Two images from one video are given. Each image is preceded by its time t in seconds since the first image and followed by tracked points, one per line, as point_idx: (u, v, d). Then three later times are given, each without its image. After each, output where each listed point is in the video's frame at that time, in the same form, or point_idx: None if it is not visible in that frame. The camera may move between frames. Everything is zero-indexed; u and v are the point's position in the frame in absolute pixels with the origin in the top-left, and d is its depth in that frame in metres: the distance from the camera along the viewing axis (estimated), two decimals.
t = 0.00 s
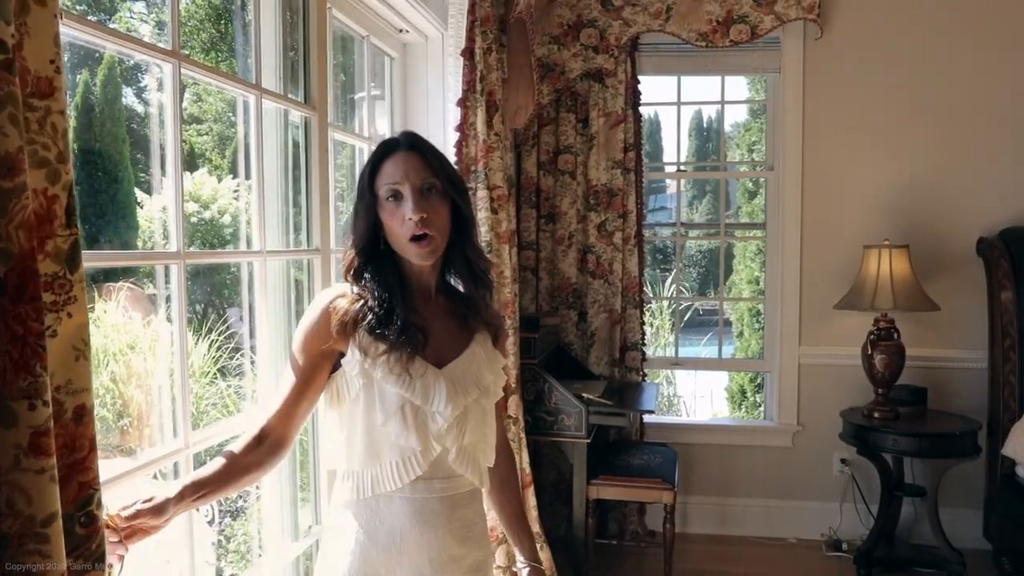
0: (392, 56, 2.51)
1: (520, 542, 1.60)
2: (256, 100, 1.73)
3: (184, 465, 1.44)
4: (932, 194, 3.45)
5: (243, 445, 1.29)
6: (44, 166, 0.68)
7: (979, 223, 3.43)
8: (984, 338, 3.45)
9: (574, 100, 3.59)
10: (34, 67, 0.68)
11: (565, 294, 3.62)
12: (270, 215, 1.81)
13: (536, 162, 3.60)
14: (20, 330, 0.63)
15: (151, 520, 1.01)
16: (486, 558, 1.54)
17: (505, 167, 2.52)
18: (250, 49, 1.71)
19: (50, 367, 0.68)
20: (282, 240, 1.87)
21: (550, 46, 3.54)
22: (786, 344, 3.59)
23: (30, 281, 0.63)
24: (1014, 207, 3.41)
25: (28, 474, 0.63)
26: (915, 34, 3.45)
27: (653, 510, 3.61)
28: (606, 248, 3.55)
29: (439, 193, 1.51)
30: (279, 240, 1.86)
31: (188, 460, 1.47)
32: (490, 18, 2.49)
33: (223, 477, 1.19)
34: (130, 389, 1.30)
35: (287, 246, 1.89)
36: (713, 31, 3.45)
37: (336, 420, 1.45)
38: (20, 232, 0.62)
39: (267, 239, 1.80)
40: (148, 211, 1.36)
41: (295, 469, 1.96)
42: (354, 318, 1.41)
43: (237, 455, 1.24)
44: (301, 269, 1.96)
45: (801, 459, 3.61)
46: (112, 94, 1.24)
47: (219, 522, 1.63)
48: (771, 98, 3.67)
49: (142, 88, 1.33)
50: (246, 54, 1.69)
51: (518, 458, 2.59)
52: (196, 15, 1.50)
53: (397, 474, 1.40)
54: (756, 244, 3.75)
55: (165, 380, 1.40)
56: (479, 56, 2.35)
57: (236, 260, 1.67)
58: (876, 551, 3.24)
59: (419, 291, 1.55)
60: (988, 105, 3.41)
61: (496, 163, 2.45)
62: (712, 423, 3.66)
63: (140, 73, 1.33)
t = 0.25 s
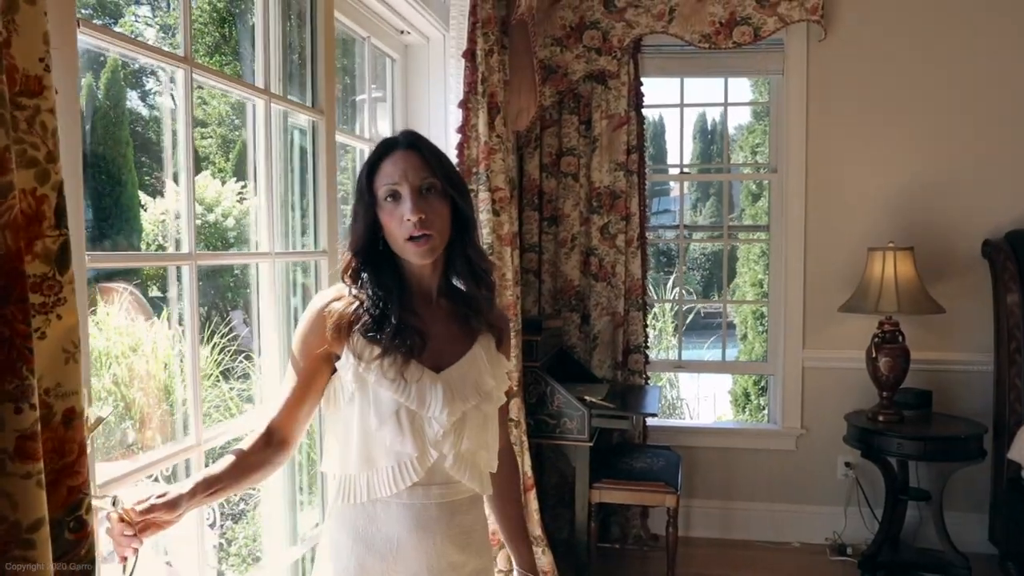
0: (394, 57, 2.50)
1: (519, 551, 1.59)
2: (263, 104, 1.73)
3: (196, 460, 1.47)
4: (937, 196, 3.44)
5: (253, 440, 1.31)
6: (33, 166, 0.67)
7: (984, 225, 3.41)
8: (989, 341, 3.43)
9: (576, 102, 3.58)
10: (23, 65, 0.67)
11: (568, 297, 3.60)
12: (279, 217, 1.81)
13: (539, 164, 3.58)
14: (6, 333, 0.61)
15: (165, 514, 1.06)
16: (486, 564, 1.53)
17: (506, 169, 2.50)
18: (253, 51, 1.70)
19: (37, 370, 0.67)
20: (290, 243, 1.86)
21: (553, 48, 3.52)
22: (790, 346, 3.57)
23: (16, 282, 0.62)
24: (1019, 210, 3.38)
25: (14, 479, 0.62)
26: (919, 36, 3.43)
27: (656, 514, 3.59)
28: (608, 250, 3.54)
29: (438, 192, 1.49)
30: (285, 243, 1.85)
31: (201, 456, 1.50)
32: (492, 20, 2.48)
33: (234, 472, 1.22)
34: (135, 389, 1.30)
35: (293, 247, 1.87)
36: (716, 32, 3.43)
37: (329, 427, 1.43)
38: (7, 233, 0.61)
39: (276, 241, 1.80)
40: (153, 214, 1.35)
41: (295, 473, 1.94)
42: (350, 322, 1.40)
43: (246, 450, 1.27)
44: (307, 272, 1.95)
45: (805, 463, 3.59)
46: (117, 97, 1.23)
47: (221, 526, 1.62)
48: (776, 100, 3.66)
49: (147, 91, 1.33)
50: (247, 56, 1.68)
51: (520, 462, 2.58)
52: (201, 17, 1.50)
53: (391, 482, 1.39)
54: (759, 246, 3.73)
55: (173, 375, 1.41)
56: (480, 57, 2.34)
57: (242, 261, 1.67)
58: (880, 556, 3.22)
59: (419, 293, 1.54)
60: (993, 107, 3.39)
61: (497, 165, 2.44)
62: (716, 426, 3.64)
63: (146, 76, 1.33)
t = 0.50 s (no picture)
0: (395, 55, 2.49)
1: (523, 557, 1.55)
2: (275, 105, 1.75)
3: (211, 450, 1.50)
4: (942, 195, 3.41)
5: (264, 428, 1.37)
6: (21, 155, 0.66)
7: (991, 225, 3.38)
8: (996, 341, 3.41)
9: (579, 100, 3.56)
10: (12, 52, 0.65)
11: (571, 296, 3.58)
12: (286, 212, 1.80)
13: (542, 163, 3.57)
14: None
15: (181, 502, 1.14)
16: (487, 565, 1.51)
17: (509, 167, 2.48)
18: (257, 48, 1.69)
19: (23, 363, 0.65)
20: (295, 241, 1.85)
21: (556, 46, 3.51)
22: (794, 347, 3.55)
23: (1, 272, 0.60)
24: None
25: None
26: (924, 34, 3.41)
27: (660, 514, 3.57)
28: (612, 250, 3.52)
29: (436, 183, 1.47)
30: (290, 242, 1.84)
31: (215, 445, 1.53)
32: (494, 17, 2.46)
33: (245, 461, 1.29)
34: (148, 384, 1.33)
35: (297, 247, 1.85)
36: (720, 30, 3.42)
37: (327, 427, 1.43)
38: None
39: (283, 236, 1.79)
40: (156, 215, 1.36)
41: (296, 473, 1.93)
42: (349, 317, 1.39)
43: (257, 438, 1.34)
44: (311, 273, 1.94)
45: (810, 463, 3.56)
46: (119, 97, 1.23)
47: (223, 525, 1.61)
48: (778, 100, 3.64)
49: (151, 92, 1.33)
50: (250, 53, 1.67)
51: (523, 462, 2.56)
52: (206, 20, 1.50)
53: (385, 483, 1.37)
54: (764, 246, 3.71)
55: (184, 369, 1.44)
56: (482, 55, 2.33)
57: (247, 261, 1.66)
58: (886, 557, 3.19)
59: (421, 289, 1.52)
60: (1000, 105, 3.36)
61: (499, 163, 2.42)
62: (720, 427, 3.62)
63: (150, 78, 1.34)
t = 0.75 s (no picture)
0: (398, 50, 2.47)
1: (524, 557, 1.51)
2: (290, 103, 1.76)
3: (226, 441, 1.53)
4: (949, 193, 3.38)
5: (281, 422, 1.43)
6: (8, 141, 0.64)
7: (999, 222, 3.35)
8: (1004, 340, 3.37)
9: (584, 98, 3.54)
10: None
11: (575, 295, 3.56)
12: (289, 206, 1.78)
13: (546, 161, 3.55)
14: None
15: (199, 489, 1.21)
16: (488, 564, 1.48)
17: (513, 164, 2.45)
18: (261, 43, 1.67)
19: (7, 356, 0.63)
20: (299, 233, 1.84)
21: (561, 43, 3.49)
22: (801, 345, 3.52)
23: None
24: None
25: None
26: (931, 30, 3.38)
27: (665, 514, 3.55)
28: (617, 248, 3.50)
29: (440, 178, 1.43)
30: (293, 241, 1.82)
31: (230, 436, 1.56)
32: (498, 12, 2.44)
33: (262, 453, 1.36)
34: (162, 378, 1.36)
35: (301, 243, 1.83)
36: (726, 27, 3.39)
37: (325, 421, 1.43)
38: None
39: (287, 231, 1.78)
40: (162, 214, 1.35)
41: (298, 471, 1.91)
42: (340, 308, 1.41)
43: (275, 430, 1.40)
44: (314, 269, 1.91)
45: (816, 463, 3.53)
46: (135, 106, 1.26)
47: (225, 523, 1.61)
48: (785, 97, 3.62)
49: (156, 93, 1.33)
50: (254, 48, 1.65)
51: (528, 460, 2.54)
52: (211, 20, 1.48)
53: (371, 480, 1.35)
54: (770, 245, 3.69)
55: (199, 364, 1.47)
56: (486, 50, 2.31)
57: (251, 261, 1.64)
58: (893, 558, 3.16)
59: (411, 280, 1.50)
60: (1008, 102, 3.33)
61: (504, 160, 2.37)
62: (726, 426, 3.59)
63: (156, 79, 1.33)
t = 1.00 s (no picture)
0: (402, 46, 2.44)
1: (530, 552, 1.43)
2: (305, 104, 1.80)
3: (247, 433, 1.56)
4: (959, 190, 3.34)
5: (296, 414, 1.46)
6: None
7: (1010, 220, 3.31)
8: (1015, 340, 3.33)
9: (590, 95, 3.52)
10: None
11: (581, 294, 3.52)
12: (289, 201, 1.76)
13: (552, 158, 3.52)
14: None
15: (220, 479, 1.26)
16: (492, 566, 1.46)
17: (518, 161, 2.42)
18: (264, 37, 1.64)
19: None
20: (301, 227, 1.81)
21: (566, 40, 3.45)
22: (809, 345, 3.49)
23: None
24: None
25: None
26: (941, 25, 3.34)
27: (672, 515, 3.51)
28: (623, 246, 3.46)
29: (447, 174, 1.40)
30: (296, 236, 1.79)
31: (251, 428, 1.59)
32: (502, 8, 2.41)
33: (279, 445, 1.40)
34: (187, 371, 1.40)
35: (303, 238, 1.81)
36: (733, 23, 3.35)
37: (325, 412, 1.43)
38: None
39: (290, 227, 1.76)
40: (167, 214, 1.32)
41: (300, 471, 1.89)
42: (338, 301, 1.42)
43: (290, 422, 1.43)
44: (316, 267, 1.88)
45: (825, 463, 3.50)
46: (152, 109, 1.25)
47: (229, 523, 1.59)
48: (793, 93, 3.58)
49: (164, 93, 1.31)
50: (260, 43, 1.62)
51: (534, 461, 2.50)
52: (214, 19, 1.46)
53: (355, 476, 1.35)
54: (777, 243, 3.65)
55: (220, 356, 1.50)
56: (491, 45, 2.28)
57: (253, 258, 1.61)
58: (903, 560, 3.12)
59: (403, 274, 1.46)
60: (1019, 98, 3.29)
61: (508, 156, 2.36)
62: (734, 426, 3.56)
63: (162, 78, 1.30)
